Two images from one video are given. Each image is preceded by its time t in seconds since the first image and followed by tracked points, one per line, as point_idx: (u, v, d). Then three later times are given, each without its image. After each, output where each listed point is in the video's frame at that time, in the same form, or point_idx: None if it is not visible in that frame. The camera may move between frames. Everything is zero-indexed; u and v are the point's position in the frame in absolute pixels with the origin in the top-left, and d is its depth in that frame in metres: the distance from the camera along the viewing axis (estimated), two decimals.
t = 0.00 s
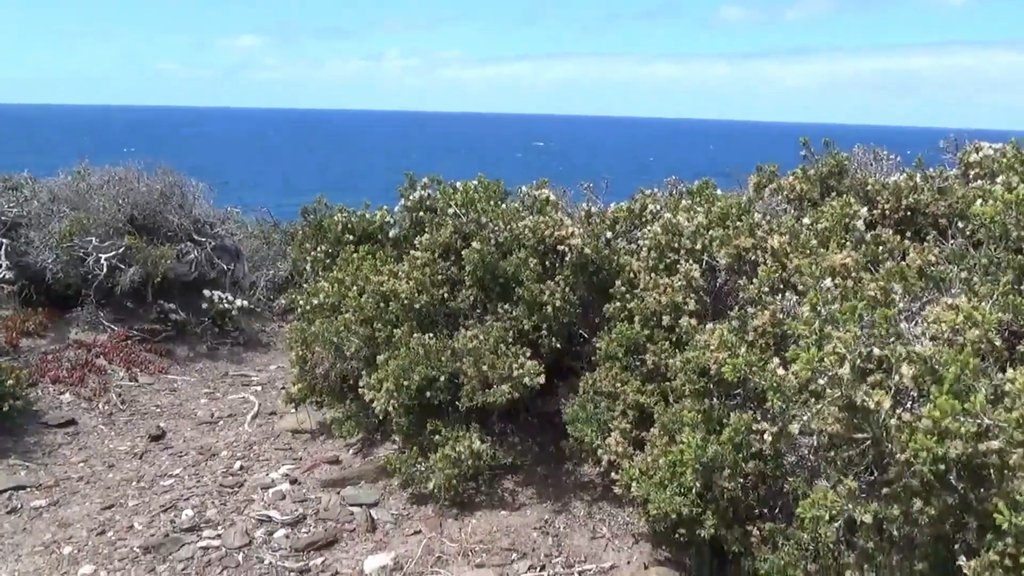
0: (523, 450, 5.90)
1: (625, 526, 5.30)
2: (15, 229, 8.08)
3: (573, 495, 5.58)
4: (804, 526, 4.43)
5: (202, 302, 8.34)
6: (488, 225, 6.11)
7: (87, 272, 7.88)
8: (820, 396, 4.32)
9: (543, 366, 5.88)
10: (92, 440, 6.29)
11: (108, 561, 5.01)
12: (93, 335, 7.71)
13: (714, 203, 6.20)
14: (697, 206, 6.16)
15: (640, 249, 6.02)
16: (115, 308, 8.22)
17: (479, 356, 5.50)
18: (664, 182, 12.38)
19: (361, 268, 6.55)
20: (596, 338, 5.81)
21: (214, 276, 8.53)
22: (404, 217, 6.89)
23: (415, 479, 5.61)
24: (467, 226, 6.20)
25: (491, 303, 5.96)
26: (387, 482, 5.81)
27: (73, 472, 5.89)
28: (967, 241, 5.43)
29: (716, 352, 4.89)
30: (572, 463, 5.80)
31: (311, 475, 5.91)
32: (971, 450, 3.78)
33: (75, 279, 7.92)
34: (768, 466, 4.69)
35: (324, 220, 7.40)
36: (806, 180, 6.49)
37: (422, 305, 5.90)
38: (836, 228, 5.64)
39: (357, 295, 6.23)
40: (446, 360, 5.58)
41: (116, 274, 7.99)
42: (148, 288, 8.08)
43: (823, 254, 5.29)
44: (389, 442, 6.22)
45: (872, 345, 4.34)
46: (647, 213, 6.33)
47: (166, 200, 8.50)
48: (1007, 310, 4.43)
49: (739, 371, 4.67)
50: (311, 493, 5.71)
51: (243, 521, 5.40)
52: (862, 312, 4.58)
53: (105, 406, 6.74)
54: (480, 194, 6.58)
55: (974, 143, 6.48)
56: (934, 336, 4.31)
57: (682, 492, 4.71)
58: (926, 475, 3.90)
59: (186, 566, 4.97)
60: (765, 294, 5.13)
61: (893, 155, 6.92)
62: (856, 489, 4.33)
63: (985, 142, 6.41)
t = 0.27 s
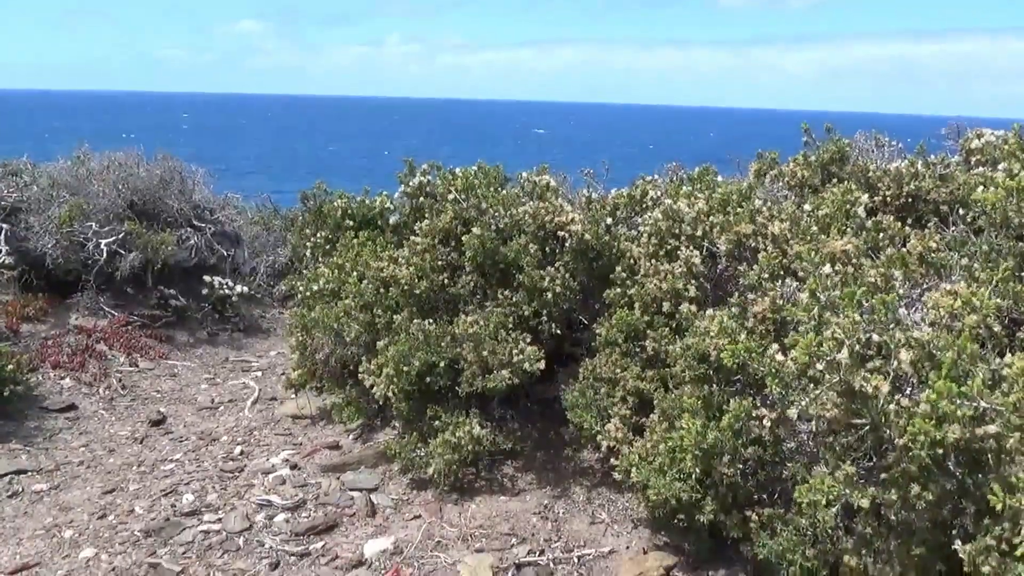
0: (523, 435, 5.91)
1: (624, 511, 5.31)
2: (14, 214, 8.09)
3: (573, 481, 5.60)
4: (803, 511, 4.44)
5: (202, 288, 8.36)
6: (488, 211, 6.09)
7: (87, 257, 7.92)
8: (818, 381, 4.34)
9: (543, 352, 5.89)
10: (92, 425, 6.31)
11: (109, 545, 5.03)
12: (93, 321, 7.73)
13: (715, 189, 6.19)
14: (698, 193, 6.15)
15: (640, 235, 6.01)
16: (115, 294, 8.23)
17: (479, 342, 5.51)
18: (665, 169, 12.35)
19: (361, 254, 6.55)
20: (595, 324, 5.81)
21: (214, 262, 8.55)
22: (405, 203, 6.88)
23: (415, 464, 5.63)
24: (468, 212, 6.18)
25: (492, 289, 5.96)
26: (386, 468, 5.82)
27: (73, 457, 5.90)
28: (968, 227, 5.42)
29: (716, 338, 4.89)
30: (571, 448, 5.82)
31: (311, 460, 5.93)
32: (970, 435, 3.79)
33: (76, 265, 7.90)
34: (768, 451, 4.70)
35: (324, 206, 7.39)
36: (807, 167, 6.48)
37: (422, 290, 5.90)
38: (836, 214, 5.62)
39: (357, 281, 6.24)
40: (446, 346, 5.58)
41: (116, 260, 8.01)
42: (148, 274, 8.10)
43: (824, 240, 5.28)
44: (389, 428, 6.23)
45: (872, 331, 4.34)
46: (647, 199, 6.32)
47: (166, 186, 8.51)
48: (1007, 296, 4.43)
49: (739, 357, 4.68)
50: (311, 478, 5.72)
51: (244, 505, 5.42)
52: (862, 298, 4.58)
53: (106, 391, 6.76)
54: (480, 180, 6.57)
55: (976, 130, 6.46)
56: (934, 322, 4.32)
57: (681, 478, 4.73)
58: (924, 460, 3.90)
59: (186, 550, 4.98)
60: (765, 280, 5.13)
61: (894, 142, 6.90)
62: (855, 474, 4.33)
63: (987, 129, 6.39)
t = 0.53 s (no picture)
0: (523, 419, 5.92)
1: (624, 494, 5.33)
2: (14, 198, 8.10)
3: (573, 464, 5.61)
4: (802, 494, 4.45)
5: (202, 272, 8.36)
6: (488, 194, 6.07)
7: (86, 241, 7.93)
8: (818, 366, 4.34)
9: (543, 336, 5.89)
10: (93, 408, 6.33)
11: (110, 527, 5.04)
12: (93, 305, 7.73)
13: (716, 173, 6.17)
14: (698, 176, 6.13)
15: (641, 219, 6.00)
16: (115, 278, 8.23)
17: (479, 325, 5.51)
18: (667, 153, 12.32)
19: (361, 237, 6.55)
20: (595, 308, 5.80)
21: (214, 246, 8.56)
22: (405, 187, 6.86)
23: (415, 448, 5.64)
24: (468, 195, 6.16)
25: (492, 273, 5.96)
26: (386, 451, 5.84)
27: (74, 440, 5.92)
28: (969, 211, 5.41)
29: (716, 322, 4.89)
30: (571, 432, 5.83)
31: (312, 444, 5.94)
32: (969, 419, 3.80)
33: (75, 249, 7.95)
34: (767, 435, 4.71)
35: (324, 189, 7.38)
36: (808, 150, 6.46)
37: (422, 274, 5.90)
38: (837, 198, 5.60)
39: (358, 264, 6.25)
40: (446, 330, 5.58)
41: (116, 244, 8.02)
42: (148, 258, 8.12)
43: (824, 224, 5.27)
44: (389, 411, 6.24)
45: (872, 315, 4.33)
46: (648, 182, 6.30)
47: (166, 170, 8.52)
48: (1007, 280, 4.42)
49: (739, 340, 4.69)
50: (312, 461, 5.74)
51: (244, 488, 5.44)
52: (862, 282, 4.58)
53: (106, 375, 6.77)
54: (480, 164, 6.55)
55: (978, 113, 6.42)
56: (934, 306, 4.31)
57: (681, 461, 4.74)
58: (923, 444, 3.91)
59: (187, 532, 5.00)
60: (765, 263, 5.12)
61: (896, 126, 6.86)
62: (855, 457, 4.34)
63: (990, 112, 6.36)
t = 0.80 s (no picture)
0: (522, 401, 5.93)
1: (623, 476, 5.35)
2: (13, 180, 8.10)
3: (572, 447, 5.63)
4: (800, 476, 4.47)
5: (202, 255, 8.37)
6: (488, 177, 6.07)
7: (86, 224, 7.93)
8: (816, 346, 4.36)
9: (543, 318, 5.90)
10: (94, 390, 6.35)
11: (111, 507, 5.07)
12: (93, 288, 7.74)
13: (716, 156, 6.16)
14: (699, 159, 6.12)
15: (641, 201, 5.99)
16: (115, 261, 8.24)
17: (479, 308, 5.52)
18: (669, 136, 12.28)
19: (361, 220, 6.55)
20: (595, 291, 5.81)
21: (214, 229, 8.56)
22: (404, 170, 6.85)
23: (415, 430, 5.66)
24: (468, 177, 6.15)
25: (492, 256, 5.96)
26: (387, 433, 5.86)
27: (75, 421, 5.94)
28: (970, 194, 5.40)
29: (715, 304, 4.90)
30: (571, 414, 5.85)
31: (312, 426, 5.96)
32: (966, 399, 3.81)
33: (74, 232, 7.95)
34: (766, 417, 4.73)
35: (323, 172, 7.37)
36: (809, 133, 6.44)
37: (422, 257, 5.90)
38: (838, 181, 5.59)
39: (357, 247, 6.26)
40: (446, 313, 5.59)
41: (115, 227, 8.02)
42: (148, 241, 8.12)
43: (824, 206, 5.26)
44: (389, 394, 6.25)
45: (871, 296, 4.34)
46: (648, 165, 6.29)
47: (165, 152, 8.51)
48: (1007, 262, 4.42)
49: (738, 321, 4.71)
50: (312, 443, 5.76)
51: (245, 469, 5.46)
52: (861, 264, 4.58)
53: (107, 357, 6.79)
54: (480, 146, 6.53)
55: (980, 96, 6.40)
56: (933, 288, 4.31)
57: (680, 442, 4.76)
58: (920, 425, 3.94)
59: (188, 512, 5.03)
60: (765, 246, 5.11)
61: (897, 109, 6.84)
62: (853, 438, 4.35)
63: (991, 95, 6.33)
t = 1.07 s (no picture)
0: (522, 389, 5.94)
1: (622, 463, 5.37)
2: (12, 166, 8.10)
3: (571, 434, 5.65)
4: (799, 463, 4.49)
5: (202, 242, 8.36)
6: (488, 164, 6.05)
7: (85, 210, 7.92)
8: (816, 333, 4.36)
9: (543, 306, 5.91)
10: (93, 376, 6.36)
11: (112, 494, 5.08)
12: (93, 275, 7.74)
13: (716, 143, 6.14)
14: (699, 147, 6.10)
15: (641, 189, 5.98)
16: (114, 248, 8.25)
17: (479, 295, 5.52)
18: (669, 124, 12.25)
19: (361, 207, 6.55)
20: (595, 278, 5.81)
21: (213, 216, 8.55)
22: (404, 157, 6.83)
23: (415, 417, 5.68)
24: (468, 165, 6.14)
25: (492, 243, 5.96)
26: (386, 420, 5.87)
27: (75, 408, 5.96)
28: (970, 182, 5.39)
29: (715, 292, 4.90)
30: (570, 401, 5.86)
31: (312, 413, 5.97)
32: (965, 388, 3.82)
33: (74, 218, 7.94)
34: (765, 404, 4.74)
35: (323, 159, 7.35)
36: (810, 121, 6.43)
37: (422, 244, 5.90)
38: (838, 169, 5.58)
39: (357, 234, 6.25)
40: (446, 300, 5.59)
41: (114, 213, 8.02)
42: (147, 227, 8.12)
43: (825, 194, 5.26)
44: (389, 381, 6.26)
45: (871, 285, 4.34)
46: (648, 152, 6.27)
47: (164, 139, 8.52)
48: (1007, 251, 4.42)
49: (738, 309, 4.72)
50: (312, 430, 5.77)
51: (245, 456, 5.48)
52: (862, 252, 4.57)
53: (107, 344, 6.80)
54: (480, 133, 6.52)
55: (982, 85, 6.38)
56: (933, 277, 4.31)
57: (679, 430, 4.77)
58: (920, 413, 3.95)
59: (188, 499, 5.05)
60: (765, 234, 5.11)
61: (898, 97, 6.82)
62: (852, 426, 4.36)
63: (993, 84, 6.31)
